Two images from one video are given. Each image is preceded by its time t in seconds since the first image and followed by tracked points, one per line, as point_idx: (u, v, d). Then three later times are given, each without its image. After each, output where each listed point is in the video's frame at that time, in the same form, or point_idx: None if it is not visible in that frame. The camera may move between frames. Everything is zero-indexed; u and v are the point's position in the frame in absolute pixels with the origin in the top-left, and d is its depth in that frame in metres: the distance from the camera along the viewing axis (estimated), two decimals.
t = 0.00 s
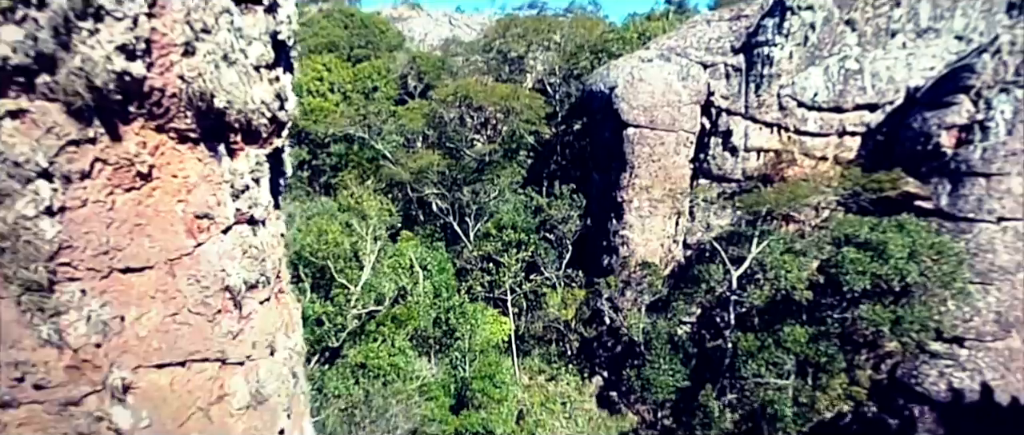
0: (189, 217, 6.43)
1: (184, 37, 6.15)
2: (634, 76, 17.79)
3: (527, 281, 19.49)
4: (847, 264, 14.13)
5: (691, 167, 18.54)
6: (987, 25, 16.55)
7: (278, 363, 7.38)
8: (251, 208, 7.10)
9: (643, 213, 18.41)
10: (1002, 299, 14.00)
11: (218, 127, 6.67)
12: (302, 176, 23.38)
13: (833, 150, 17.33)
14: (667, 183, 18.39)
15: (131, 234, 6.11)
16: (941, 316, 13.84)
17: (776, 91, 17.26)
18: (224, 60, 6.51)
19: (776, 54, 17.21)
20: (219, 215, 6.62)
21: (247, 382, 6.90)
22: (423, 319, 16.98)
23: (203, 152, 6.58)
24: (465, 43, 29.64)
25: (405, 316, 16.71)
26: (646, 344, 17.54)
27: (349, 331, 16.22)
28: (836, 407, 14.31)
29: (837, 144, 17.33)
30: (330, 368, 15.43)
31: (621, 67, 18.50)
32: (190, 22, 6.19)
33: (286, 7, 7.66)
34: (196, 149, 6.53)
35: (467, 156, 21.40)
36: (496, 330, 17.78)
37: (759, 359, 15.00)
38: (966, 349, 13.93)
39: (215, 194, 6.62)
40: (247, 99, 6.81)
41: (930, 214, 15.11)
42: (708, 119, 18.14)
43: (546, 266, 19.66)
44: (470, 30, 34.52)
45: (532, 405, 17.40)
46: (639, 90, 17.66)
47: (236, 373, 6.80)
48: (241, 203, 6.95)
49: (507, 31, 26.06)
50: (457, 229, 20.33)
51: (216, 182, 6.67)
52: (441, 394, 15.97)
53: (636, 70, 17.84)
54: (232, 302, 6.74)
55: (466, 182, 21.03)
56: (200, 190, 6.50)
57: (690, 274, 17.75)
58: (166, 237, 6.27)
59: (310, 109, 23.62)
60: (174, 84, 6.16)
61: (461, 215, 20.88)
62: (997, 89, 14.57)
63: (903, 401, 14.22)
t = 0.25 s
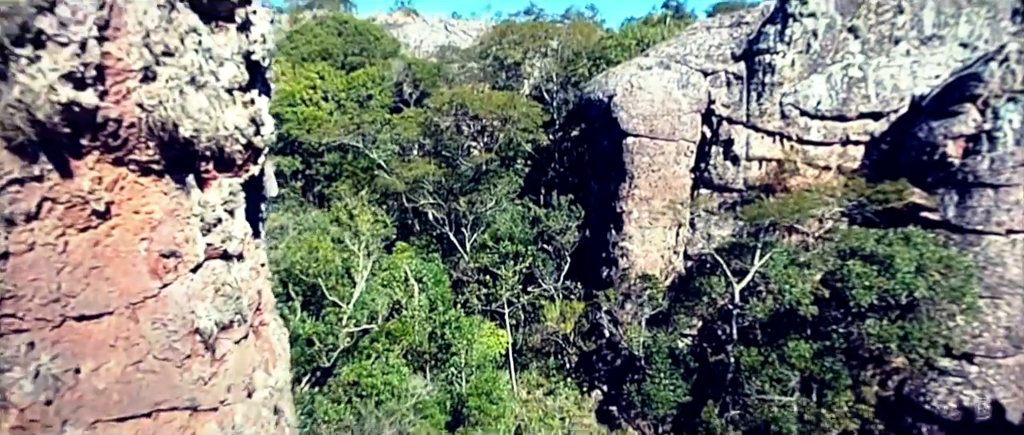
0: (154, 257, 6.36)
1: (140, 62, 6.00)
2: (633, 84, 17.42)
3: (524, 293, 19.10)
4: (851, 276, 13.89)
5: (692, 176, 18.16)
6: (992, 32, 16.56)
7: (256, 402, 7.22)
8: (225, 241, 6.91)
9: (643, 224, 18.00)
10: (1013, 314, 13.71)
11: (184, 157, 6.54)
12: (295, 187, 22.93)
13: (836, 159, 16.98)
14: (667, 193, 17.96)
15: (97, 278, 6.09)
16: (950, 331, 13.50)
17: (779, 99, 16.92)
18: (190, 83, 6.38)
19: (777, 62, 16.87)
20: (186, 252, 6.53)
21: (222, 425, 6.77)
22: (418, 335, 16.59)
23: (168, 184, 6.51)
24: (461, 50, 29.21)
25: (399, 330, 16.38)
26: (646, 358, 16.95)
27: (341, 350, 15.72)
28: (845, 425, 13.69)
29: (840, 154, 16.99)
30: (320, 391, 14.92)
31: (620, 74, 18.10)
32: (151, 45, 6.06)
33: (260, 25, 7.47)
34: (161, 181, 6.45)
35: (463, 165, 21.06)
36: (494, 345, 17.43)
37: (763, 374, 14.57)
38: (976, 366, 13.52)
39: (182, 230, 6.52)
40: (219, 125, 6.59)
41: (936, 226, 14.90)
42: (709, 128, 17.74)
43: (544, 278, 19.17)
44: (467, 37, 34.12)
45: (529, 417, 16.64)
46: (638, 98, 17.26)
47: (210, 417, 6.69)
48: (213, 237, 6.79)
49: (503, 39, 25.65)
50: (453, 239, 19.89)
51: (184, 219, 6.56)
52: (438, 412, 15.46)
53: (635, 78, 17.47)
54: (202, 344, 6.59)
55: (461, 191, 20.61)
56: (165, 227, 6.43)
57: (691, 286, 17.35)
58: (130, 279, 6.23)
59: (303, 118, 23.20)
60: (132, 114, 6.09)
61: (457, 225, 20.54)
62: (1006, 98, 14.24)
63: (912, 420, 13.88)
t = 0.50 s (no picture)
0: (114, 302, 6.60)
1: (90, 89, 6.15)
2: (633, 93, 17.07)
3: (522, 306, 18.67)
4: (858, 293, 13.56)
5: (693, 187, 17.80)
6: (998, 40, 16.22)
7: None
8: (193, 278, 7.16)
9: (643, 236, 17.63)
10: None
11: (146, 190, 6.78)
12: (289, 195, 22.48)
13: (840, 170, 16.64)
14: (668, 205, 17.60)
15: (46, 327, 6.28)
16: (959, 349, 13.25)
17: (781, 109, 16.59)
18: (155, 110, 6.64)
19: (780, 70, 16.54)
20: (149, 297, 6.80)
21: None
22: (413, 350, 16.09)
23: (127, 221, 6.74)
24: (458, 57, 28.87)
25: (393, 344, 16.01)
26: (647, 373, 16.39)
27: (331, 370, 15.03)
28: None
29: (844, 164, 16.65)
30: (310, 413, 14.54)
31: (619, 83, 17.72)
32: (105, 72, 6.26)
33: (231, 46, 7.57)
34: (119, 217, 6.69)
35: (458, 176, 20.64)
36: (492, 358, 16.95)
37: (768, 392, 14.11)
38: (987, 384, 13.35)
39: (141, 272, 6.76)
40: (185, 154, 6.83)
41: (944, 240, 14.59)
42: (710, 138, 17.43)
43: (542, 291, 18.76)
44: (464, 44, 33.64)
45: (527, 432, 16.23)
46: (638, 107, 16.91)
47: None
48: (179, 277, 7.05)
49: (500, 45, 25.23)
50: (449, 250, 19.37)
51: (147, 262, 6.81)
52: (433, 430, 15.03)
53: (635, 86, 17.07)
54: (170, 389, 6.92)
55: (458, 201, 20.19)
56: (124, 268, 6.67)
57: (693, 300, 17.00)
58: (85, 325, 6.45)
59: (298, 126, 22.74)
60: (80, 149, 6.23)
61: (454, 236, 19.99)
62: (1015, 108, 13.90)
63: None
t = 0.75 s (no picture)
0: (67, 353, 6.46)
1: (30, 123, 5.98)
2: (634, 104, 16.75)
3: (521, 321, 18.19)
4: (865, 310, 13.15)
5: (694, 199, 17.40)
6: (1005, 49, 15.87)
7: None
8: (156, 324, 7.31)
9: (644, 249, 17.25)
10: None
11: (101, 232, 6.70)
12: (283, 205, 21.91)
13: (845, 182, 16.32)
14: (669, 217, 17.21)
15: None
16: (973, 370, 12.75)
17: (785, 120, 16.28)
18: (111, 140, 6.64)
19: (784, 81, 16.19)
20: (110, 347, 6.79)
21: None
22: (407, 367, 15.65)
23: (79, 262, 6.60)
24: (457, 65, 28.49)
25: (386, 360, 15.45)
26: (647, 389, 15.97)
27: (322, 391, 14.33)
28: None
29: (849, 176, 16.32)
30: None
31: (620, 93, 17.36)
32: (49, 101, 6.14)
33: (197, 68, 7.66)
34: (69, 260, 6.53)
35: (455, 187, 20.23)
36: (490, 372, 16.50)
37: (772, 412, 13.67)
38: (1000, 403, 13.02)
39: (94, 321, 6.65)
40: (146, 189, 6.84)
41: (954, 255, 14.20)
42: (713, 149, 17.08)
43: (541, 306, 18.28)
44: (464, 50, 33.53)
45: None
46: (639, 118, 16.58)
47: None
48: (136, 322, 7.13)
49: (500, 52, 24.75)
50: (447, 262, 19.14)
51: (104, 309, 6.75)
52: None
53: (636, 97, 16.80)
54: None
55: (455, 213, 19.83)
56: (78, 315, 6.54)
57: (694, 315, 16.62)
58: (35, 377, 6.27)
59: (293, 135, 21.93)
60: (24, 190, 6.05)
61: (451, 247, 19.84)
62: None
63: None
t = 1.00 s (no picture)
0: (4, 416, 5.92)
1: None
2: (635, 116, 16.40)
3: (519, 336, 17.78)
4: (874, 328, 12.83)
5: (697, 212, 17.05)
6: (1012, 59, 15.77)
7: None
8: (113, 379, 6.71)
9: (645, 264, 16.87)
10: None
11: (54, 282, 6.22)
12: (277, 215, 21.48)
13: (850, 194, 15.99)
14: (671, 231, 16.83)
15: None
16: (986, 389, 12.34)
17: (789, 132, 15.95)
18: (55, 180, 6.14)
19: (787, 92, 15.86)
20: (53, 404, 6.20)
21: None
22: (401, 386, 15.31)
23: (21, 318, 6.07)
24: (455, 74, 28.16)
25: (381, 376, 15.29)
26: (649, 407, 15.56)
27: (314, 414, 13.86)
28: None
29: (854, 189, 15.99)
30: None
31: (620, 105, 17.00)
32: None
33: (156, 96, 7.14)
34: (10, 316, 6.00)
35: (452, 201, 19.60)
36: (489, 388, 16.22)
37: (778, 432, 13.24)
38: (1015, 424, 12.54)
39: (37, 381, 6.11)
40: (96, 236, 6.29)
41: (963, 269, 13.88)
42: (714, 161, 16.77)
43: (540, 320, 17.85)
44: (463, 59, 33.26)
45: None
46: (640, 130, 16.23)
47: None
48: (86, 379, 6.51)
49: (498, 61, 24.34)
50: (444, 275, 18.90)
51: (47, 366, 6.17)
52: None
53: (637, 108, 16.49)
54: None
55: (453, 225, 19.47)
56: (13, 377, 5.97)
57: (697, 331, 16.27)
58: None
59: (289, 145, 21.52)
60: None
61: (449, 259, 19.47)
62: None
63: None
